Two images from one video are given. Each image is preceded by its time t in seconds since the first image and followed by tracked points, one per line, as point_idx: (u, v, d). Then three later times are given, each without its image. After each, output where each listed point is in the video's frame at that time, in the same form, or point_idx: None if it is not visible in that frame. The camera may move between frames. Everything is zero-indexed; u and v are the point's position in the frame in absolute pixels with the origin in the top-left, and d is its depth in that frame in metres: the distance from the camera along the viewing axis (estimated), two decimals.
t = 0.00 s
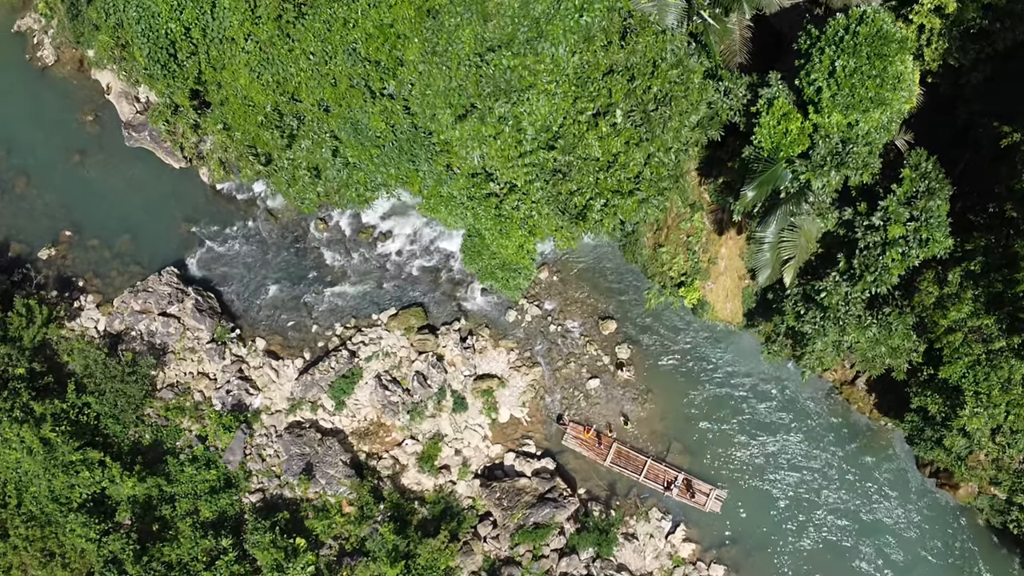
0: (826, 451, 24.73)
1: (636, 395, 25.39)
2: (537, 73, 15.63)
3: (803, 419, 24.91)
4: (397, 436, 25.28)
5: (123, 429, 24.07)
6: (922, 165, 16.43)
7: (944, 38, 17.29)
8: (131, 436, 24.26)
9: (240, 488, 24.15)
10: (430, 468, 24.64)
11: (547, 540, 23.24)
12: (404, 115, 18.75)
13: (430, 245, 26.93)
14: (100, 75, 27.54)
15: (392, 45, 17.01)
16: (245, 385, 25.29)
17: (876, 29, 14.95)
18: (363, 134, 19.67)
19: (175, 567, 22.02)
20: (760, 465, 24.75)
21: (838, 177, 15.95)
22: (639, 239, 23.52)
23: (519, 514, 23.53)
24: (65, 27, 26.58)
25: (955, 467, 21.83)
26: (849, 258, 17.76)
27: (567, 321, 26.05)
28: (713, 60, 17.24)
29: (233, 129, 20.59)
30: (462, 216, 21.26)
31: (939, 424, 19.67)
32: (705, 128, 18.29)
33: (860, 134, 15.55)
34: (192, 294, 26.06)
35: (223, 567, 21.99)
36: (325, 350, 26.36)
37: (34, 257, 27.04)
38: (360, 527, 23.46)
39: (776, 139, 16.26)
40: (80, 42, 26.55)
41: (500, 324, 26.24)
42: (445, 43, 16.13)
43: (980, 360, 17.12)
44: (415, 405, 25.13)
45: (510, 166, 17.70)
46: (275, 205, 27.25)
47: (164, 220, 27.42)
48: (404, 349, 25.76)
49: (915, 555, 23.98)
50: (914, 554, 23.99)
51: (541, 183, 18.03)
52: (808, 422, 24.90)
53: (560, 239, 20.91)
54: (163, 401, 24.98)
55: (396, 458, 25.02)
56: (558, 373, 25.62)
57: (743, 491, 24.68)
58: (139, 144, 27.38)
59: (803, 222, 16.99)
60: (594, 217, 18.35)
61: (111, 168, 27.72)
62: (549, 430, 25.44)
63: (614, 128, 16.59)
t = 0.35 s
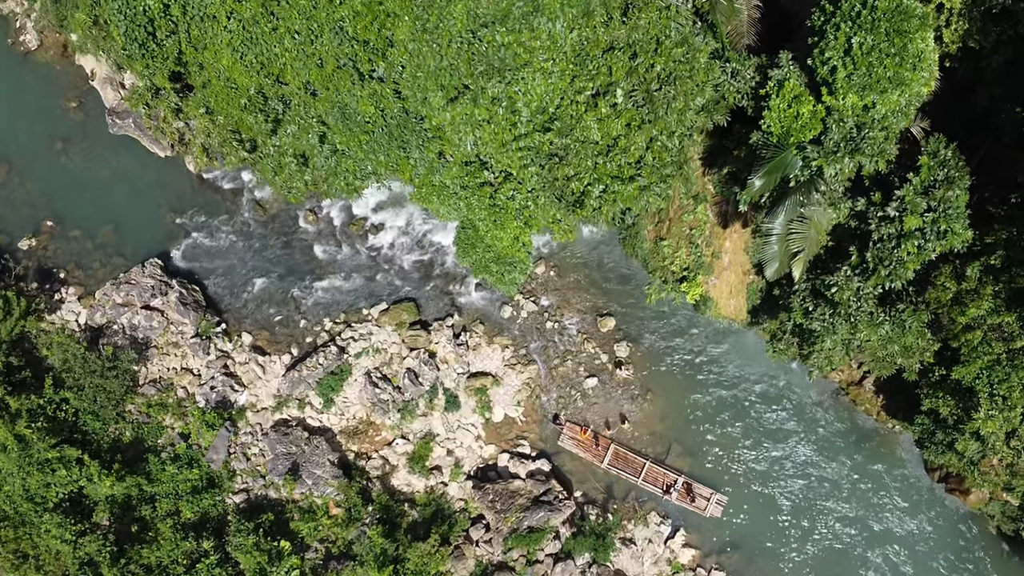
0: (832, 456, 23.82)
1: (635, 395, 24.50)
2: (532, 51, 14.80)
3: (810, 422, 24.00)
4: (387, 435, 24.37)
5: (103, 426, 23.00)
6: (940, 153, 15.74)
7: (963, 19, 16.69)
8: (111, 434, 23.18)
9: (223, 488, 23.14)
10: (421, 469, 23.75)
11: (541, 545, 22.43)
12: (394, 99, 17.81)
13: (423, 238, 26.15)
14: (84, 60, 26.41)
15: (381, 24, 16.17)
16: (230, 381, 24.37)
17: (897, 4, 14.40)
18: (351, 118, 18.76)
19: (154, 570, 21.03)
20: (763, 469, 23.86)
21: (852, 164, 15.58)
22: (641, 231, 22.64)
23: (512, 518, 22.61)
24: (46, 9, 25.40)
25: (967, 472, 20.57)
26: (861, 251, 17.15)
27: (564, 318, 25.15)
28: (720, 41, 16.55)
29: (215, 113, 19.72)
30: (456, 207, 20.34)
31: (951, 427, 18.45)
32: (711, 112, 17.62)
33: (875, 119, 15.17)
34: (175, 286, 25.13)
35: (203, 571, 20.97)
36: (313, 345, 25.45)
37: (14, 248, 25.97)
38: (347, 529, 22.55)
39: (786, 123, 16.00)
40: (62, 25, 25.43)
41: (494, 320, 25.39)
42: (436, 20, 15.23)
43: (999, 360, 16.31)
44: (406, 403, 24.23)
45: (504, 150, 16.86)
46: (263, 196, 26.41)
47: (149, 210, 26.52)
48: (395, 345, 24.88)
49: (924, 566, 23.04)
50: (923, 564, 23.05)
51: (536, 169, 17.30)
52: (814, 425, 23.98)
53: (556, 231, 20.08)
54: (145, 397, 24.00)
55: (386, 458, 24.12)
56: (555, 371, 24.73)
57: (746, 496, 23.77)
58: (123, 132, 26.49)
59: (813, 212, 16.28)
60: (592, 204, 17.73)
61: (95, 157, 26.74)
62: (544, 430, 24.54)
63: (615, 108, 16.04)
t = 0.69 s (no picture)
0: (847, 463, 22.77)
1: (641, 396, 23.54)
2: (538, 24, 13.86)
3: (824, 428, 22.96)
4: (382, 435, 23.46)
5: (88, 420, 22.09)
6: (975, 141, 15.10)
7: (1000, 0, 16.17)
8: (96, 429, 22.28)
9: (212, 486, 22.15)
10: (417, 470, 22.82)
11: (541, 551, 21.29)
12: (393, 81, 16.98)
13: (423, 230, 25.19)
14: (76, 42, 25.61)
15: None
16: (220, 375, 23.44)
17: None
18: (347, 100, 17.84)
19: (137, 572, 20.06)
20: (774, 475, 22.84)
21: (880, 151, 15.04)
22: (650, 224, 21.67)
23: (512, 522, 21.59)
24: None
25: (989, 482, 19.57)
26: (886, 247, 16.39)
27: (568, 315, 24.18)
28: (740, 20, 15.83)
29: (205, 93, 18.87)
30: (456, 196, 19.37)
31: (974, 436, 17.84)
32: (728, 96, 16.79)
33: (906, 102, 14.89)
34: (165, 276, 24.23)
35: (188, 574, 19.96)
36: (307, 340, 24.54)
37: None
38: (339, 532, 21.51)
39: (810, 107, 15.36)
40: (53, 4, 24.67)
41: (496, 316, 24.43)
42: None
43: None
44: (403, 401, 23.30)
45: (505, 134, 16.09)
46: (258, 184, 25.53)
47: (139, 198, 25.65)
48: (392, 341, 23.95)
49: None
50: None
51: (541, 152, 16.43)
52: (828, 431, 22.95)
53: (562, 223, 19.19)
54: (132, 390, 23.04)
55: (381, 458, 23.17)
56: (558, 371, 23.78)
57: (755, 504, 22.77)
58: (115, 116, 25.61)
59: (836, 204, 15.42)
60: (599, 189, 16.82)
61: (85, 142, 25.88)
62: (546, 432, 23.57)
63: (627, 87, 15.15)
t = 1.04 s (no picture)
0: (859, 475, 21.84)
1: (646, 398, 22.63)
2: None
3: (836, 436, 22.05)
4: (377, 431, 22.62)
5: (72, 409, 21.33)
6: (1012, 135, 14.29)
7: None
8: (80, 418, 21.51)
9: (199, 481, 21.31)
10: (412, 469, 21.96)
11: (538, 557, 20.42)
12: (393, 60, 16.27)
13: (424, 220, 24.34)
14: (73, 18, 24.88)
15: None
16: (211, 366, 22.70)
17: None
18: (346, 79, 17.01)
19: (117, 568, 19.25)
20: (783, 484, 21.90)
21: (910, 143, 14.20)
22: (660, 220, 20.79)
23: (509, 526, 20.76)
24: None
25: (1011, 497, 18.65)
26: (912, 246, 15.70)
27: (572, 312, 23.31)
28: None
29: (197, 70, 18.09)
30: (458, 183, 18.52)
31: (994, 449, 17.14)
32: (748, 82, 15.93)
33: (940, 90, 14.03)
34: (157, 261, 23.43)
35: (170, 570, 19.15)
36: (301, 331, 23.75)
37: None
38: (329, 531, 20.64)
39: (836, 93, 14.64)
40: None
41: (498, 311, 23.60)
42: None
43: None
44: (399, 397, 22.45)
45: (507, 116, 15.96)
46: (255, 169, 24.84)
47: (133, 181, 24.91)
48: (389, 334, 23.15)
49: None
50: None
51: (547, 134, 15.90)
52: (840, 440, 22.03)
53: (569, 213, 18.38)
54: (119, 379, 22.28)
55: (374, 455, 22.36)
56: (560, 370, 22.90)
57: (762, 515, 21.79)
58: (110, 95, 24.86)
59: (860, 199, 14.64)
60: (609, 176, 15.96)
61: (79, 122, 25.13)
62: (547, 432, 22.70)
63: (641, 64, 14.42)
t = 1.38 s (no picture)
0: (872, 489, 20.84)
1: (650, 402, 21.67)
2: None
3: (849, 448, 21.03)
4: (370, 426, 21.76)
5: (55, 391, 20.60)
6: None
7: None
8: (63, 401, 20.77)
9: (183, 471, 20.54)
10: (405, 467, 21.08)
11: (534, 564, 19.38)
12: (396, 35, 15.66)
13: (427, 208, 23.58)
14: None
15: None
16: (200, 352, 21.86)
17: None
18: (345, 54, 16.26)
19: (94, 559, 18.48)
20: (791, 496, 20.91)
21: (949, 134, 13.28)
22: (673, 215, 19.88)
23: (504, 530, 19.79)
24: None
25: None
26: (945, 248, 14.89)
27: (577, 308, 22.39)
28: None
29: (190, 39, 17.12)
30: (462, 169, 17.58)
31: None
32: (772, 66, 15.03)
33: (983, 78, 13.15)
34: (148, 242, 22.68)
35: (149, 564, 18.34)
36: (296, 319, 22.93)
37: None
38: (316, 529, 19.78)
39: (870, 78, 13.71)
40: None
41: (500, 305, 22.71)
42: None
43: None
44: (394, 391, 21.63)
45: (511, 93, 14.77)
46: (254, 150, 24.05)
47: (127, 158, 24.16)
48: (386, 326, 22.34)
49: None
50: None
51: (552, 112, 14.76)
52: (854, 453, 21.00)
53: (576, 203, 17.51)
54: (105, 362, 21.54)
55: (367, 451, 21.49)
56: (563, 368, 21.95)
57: (769, 527, 20.81)
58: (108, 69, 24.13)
59: (889, 196, 13.92)
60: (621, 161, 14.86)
61: (75, 96, 24.37)
62: (547, 433, 21.78)
63: (658, 38, 13.44)
